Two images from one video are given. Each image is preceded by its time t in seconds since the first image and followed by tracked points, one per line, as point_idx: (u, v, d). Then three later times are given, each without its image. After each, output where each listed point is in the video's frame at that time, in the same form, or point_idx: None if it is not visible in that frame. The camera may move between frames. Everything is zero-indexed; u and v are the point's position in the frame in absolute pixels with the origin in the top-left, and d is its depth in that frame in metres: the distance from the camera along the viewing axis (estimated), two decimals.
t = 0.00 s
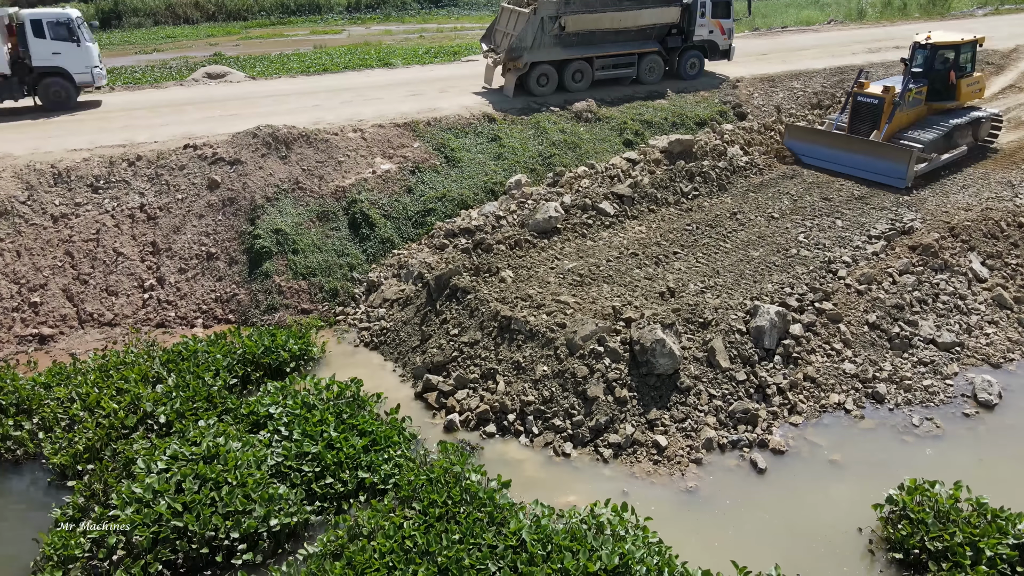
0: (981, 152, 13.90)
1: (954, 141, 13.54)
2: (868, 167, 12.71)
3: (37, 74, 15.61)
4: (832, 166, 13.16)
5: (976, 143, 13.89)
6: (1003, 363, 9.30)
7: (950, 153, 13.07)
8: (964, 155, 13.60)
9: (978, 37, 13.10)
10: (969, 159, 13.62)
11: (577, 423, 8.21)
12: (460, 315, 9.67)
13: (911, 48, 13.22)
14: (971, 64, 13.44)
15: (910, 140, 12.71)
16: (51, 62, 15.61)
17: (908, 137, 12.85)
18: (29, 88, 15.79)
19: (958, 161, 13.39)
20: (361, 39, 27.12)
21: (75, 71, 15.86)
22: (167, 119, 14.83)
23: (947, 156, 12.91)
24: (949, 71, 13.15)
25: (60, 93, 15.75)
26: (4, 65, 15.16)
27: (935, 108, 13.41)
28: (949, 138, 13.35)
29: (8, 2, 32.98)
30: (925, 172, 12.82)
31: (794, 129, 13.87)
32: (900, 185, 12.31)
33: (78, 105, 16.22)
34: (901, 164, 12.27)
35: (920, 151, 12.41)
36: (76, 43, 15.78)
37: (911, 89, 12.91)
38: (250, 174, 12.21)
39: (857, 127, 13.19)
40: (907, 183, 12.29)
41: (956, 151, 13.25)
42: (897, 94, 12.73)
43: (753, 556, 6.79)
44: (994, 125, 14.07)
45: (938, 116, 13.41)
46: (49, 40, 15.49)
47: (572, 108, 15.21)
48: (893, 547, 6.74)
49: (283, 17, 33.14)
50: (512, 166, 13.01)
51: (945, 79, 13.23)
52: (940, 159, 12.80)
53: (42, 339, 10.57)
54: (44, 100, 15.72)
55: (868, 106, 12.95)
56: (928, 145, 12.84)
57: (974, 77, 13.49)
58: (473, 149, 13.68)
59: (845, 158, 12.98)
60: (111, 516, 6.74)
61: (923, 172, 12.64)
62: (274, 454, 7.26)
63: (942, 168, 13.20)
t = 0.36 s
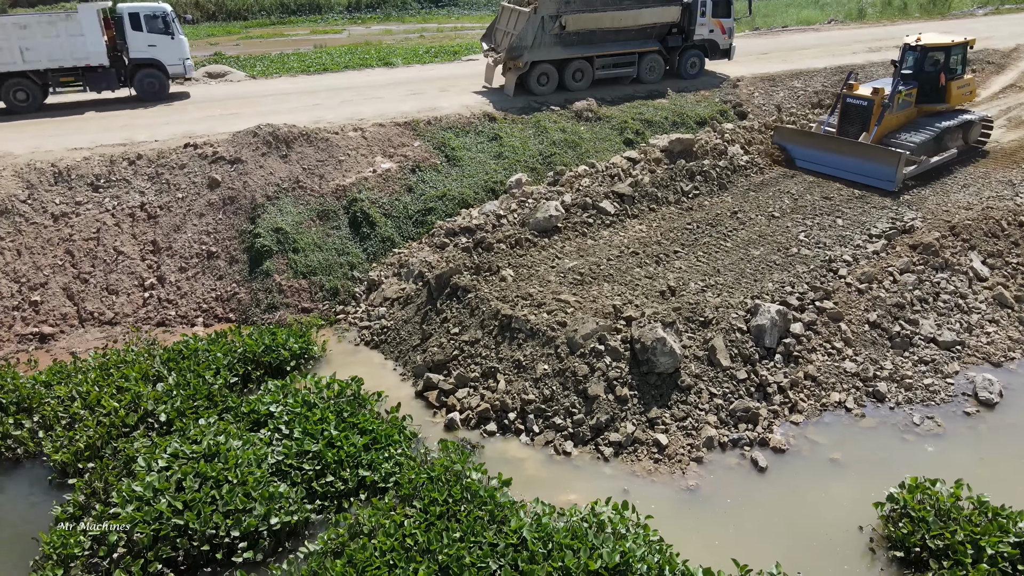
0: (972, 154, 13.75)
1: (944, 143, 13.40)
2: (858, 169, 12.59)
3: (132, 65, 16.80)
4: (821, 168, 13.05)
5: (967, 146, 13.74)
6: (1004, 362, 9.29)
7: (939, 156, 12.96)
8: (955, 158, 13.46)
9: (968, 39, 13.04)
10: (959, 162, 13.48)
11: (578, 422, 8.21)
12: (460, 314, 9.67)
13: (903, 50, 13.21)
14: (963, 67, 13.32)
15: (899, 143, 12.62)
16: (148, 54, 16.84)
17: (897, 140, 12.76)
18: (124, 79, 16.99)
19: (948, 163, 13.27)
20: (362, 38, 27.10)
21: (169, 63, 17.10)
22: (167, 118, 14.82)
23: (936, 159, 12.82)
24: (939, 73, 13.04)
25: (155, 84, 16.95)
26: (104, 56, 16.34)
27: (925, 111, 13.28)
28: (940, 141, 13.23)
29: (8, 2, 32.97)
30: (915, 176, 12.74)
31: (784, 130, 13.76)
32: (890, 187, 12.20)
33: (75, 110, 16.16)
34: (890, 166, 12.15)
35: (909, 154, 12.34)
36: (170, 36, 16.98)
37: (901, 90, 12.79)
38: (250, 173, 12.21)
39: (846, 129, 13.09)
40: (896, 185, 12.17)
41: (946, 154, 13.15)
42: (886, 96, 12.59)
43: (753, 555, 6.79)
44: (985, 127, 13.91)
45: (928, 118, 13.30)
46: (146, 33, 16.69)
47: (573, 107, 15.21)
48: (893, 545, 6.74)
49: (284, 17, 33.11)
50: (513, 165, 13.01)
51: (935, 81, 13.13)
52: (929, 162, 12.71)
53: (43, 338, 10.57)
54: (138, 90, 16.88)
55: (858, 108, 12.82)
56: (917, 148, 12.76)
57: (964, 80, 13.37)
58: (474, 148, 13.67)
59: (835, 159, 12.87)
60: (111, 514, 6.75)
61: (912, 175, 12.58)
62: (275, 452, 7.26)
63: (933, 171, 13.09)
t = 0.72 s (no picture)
0: (962, 157, 13.60)
1: (933, 146, 13.29)
2: (844, 172, 12.43)
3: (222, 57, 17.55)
4: (807, 169, 12.87)
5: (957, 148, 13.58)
6: (1004, 360, 9.29)
7: (929, 158, 12.83)
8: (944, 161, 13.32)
9: (959, 41, 12.94)
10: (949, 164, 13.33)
11: (579, 421, 8.21)
12: (461, 312, 9.68)
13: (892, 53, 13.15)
14: (953, 69, 13.18)
15: (887, 146, 12.53)
16: (236, 46, 17.57)
17: (886, 143, 12.62)
18: (212, 70, 17.77)
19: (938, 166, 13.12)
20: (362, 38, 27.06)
21: (255, 55, 17.82)
22: (167, 117, 14.81)
23: (925, 162, 12.65)
24: (929, 75, 12.91)
25: (241, 76, 17.70)
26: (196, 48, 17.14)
27: (915, 113, 13.15)
28: (928, 143, 13.10)
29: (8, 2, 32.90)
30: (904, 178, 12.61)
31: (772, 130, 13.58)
32: (876, 191, 12.05)
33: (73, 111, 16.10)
34: (877, 169, 11.99)
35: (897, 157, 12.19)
36: (257, 29, 17.67)
37: (890, 93, 12.64)
38: (251, 172, 12.21)
39: (835, 131, 12.93)
40: (883, 188, 12.01)
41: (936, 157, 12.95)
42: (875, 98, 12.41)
43: (753, 553, 6.79)
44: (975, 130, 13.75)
45: (918, 120, 13.14)
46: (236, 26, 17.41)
47: (573, 106, 15.20)
48: (894, 543, 6.74)
49: (284, 17, 33.03)
50: (513, 164, 13.01)
51: (925, 83, 12.99)
52: (919, 165, 12.56)
53: (43, 337, 10.56)
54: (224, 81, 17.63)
55: (846, 109, 12.64)
56: (906, 150, 12.64)
57: (955, 82, 13.22)
58: (474, 147, 13.67)
59: (821, 162, 12.70)
60: (111, 512, 6.74)
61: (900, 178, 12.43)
62: (275, 450, 7.26)
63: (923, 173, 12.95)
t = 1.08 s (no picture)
0: (952, 160, 13.44)
1: (924, 149, 13.06)
2: (832, 174, 12.32)
3: (297, 50, 18.45)
4: (797, 171, 12.78)
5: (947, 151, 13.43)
6: (1005, 359, 9.29)
7: (918, 161, 12.67)
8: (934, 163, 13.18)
9: (950, 43, 12.88)
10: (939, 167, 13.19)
11: (579, 419, 8.20)
12: (461, 311, 9.67)
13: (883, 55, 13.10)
14: (944, 71, 13.10)
15: (875, 149, 12.35)
16: (311, 40, 18.41)
17: (875, 145, 12.47)
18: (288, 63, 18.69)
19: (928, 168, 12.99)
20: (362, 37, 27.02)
21: (328, 48, 18.74)
22: (166, 116, 14.80)
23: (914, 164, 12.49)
24: (920, 77, 12.82)
25: (315, 68, 18.60)
26: (273, 42, 18.02)
27: (904, 115, 13.02)
28: (919, 146, 12.95)
29: (8, 2, 32.83)
30: (892, 181, 12.46)
31: (764, 130, 13.48)
32: (864, 194, 11.94)
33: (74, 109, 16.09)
34: (865, 172, 11.87)
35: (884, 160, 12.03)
36: (330, 23, 18.54)
37: (880, 94, 12.60)
38: (251, 171, 12.20)
39: (825, 132, 12.79)
40: (871, 191, 11.89)
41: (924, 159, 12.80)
42: (864, 100, 12.27)
43: (753, 551, 6.78)
44: (966, 133, 13.58)
45: (908, 123, 13.03)
46: (311, 21, 18.24)
47: (573, 105, 15.19)
48: (895, 541, 6.73)
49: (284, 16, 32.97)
50: (513, 164, 13.01)
51: (916, 85, 12.90)
52: (907, 168, 12.39)
53: (43, 335, 10.56)
54: (300, 73, 18.59)
55: (835, 111, 12.52)
56: (895, 153, 12.46)
57: (945, 84, 13.11)
58: (474, 146, 13.67)
59: (810, 163, 12.60)
60: (111, 510, 6.74)
61: (888, 181, 12.26)
62: (276, 449, 7.26)
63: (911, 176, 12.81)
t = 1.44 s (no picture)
0: (942, 163, 13.29)
1: (911, 151, 13.01)
2: (821, 176, 12.25)
3: (374, 44, 18.97)
4: (785, 173, 12.66)
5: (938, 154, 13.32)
6: (1006, 358, 9.27)
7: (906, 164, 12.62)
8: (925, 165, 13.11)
9: (941, 44, 12.64)
10: (930, 169, 13.10)
11: (580, 418, 8.18)
12: (461, 310, 9.67)
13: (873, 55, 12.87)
14: (934, 73, 12.91)
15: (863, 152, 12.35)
16: (388, 34, 18.96)
17: (863, 147, 12.48)
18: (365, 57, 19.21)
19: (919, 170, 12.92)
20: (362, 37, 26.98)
21: (404, 42, 19.21)
22: (166, 116, 14.79)
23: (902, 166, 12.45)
24: (909, 79, 12.67)
25: (391, 63, 19.11)
26: (353, 36, 18.57)
27: (893, 118, 12.90)
28: (907, 148, 12.90)
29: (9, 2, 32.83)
30: (880, 184, 12.43)
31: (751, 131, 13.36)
32: (851, 196, 11.87)
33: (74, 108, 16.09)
34: (853, 174, 11.82)
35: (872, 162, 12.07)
36: (407, 18, 19.05)
37: (868, 97, 12.49)
38: (251, 170, 12.18)
39: (814, 134, 12.90)
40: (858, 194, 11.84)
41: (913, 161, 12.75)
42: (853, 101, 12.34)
43: (754, 549, 6.78)
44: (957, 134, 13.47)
45: (898, 125, 12.90)
46: (388, 15, 18.77)
47: (574, 104, 15.19)
48: (896, 540, 6.73)
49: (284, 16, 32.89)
50: (514, 163, 13.01)
51: (905, 87, 12.76)
52: (895, 170, 12.34)
53: (43, 334, 10.56)
54: (377, 66, 19.09)
55: (824, 112, 12.64)
56: (883, 156, 12.44)
57: (936, 86, 12.97)
58: (474, 145, 13.66)
59: (798, 165, 12.50)
60: (111, 508, 6.73)
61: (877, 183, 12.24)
62: (276, 447, 7.25)
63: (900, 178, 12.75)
